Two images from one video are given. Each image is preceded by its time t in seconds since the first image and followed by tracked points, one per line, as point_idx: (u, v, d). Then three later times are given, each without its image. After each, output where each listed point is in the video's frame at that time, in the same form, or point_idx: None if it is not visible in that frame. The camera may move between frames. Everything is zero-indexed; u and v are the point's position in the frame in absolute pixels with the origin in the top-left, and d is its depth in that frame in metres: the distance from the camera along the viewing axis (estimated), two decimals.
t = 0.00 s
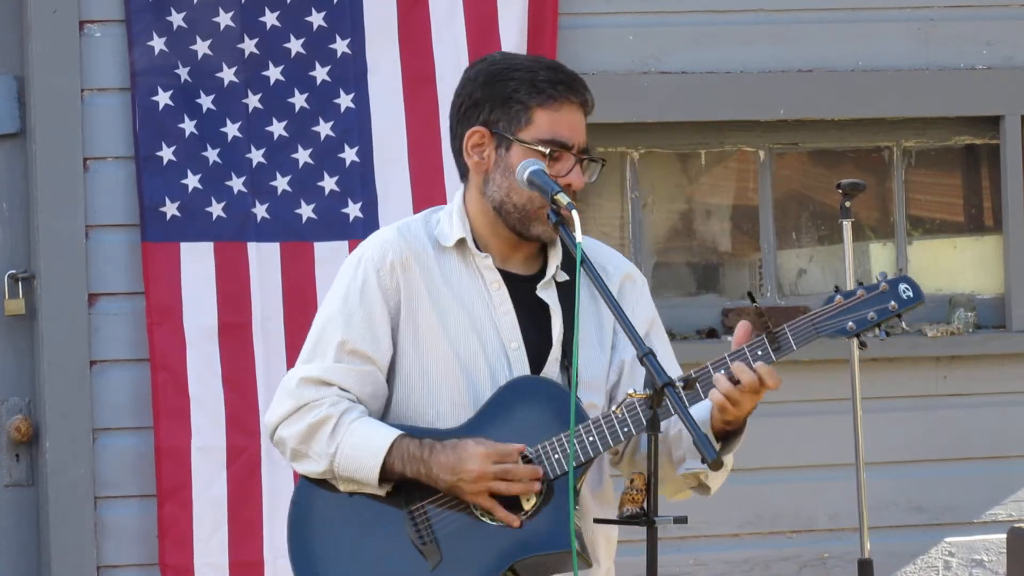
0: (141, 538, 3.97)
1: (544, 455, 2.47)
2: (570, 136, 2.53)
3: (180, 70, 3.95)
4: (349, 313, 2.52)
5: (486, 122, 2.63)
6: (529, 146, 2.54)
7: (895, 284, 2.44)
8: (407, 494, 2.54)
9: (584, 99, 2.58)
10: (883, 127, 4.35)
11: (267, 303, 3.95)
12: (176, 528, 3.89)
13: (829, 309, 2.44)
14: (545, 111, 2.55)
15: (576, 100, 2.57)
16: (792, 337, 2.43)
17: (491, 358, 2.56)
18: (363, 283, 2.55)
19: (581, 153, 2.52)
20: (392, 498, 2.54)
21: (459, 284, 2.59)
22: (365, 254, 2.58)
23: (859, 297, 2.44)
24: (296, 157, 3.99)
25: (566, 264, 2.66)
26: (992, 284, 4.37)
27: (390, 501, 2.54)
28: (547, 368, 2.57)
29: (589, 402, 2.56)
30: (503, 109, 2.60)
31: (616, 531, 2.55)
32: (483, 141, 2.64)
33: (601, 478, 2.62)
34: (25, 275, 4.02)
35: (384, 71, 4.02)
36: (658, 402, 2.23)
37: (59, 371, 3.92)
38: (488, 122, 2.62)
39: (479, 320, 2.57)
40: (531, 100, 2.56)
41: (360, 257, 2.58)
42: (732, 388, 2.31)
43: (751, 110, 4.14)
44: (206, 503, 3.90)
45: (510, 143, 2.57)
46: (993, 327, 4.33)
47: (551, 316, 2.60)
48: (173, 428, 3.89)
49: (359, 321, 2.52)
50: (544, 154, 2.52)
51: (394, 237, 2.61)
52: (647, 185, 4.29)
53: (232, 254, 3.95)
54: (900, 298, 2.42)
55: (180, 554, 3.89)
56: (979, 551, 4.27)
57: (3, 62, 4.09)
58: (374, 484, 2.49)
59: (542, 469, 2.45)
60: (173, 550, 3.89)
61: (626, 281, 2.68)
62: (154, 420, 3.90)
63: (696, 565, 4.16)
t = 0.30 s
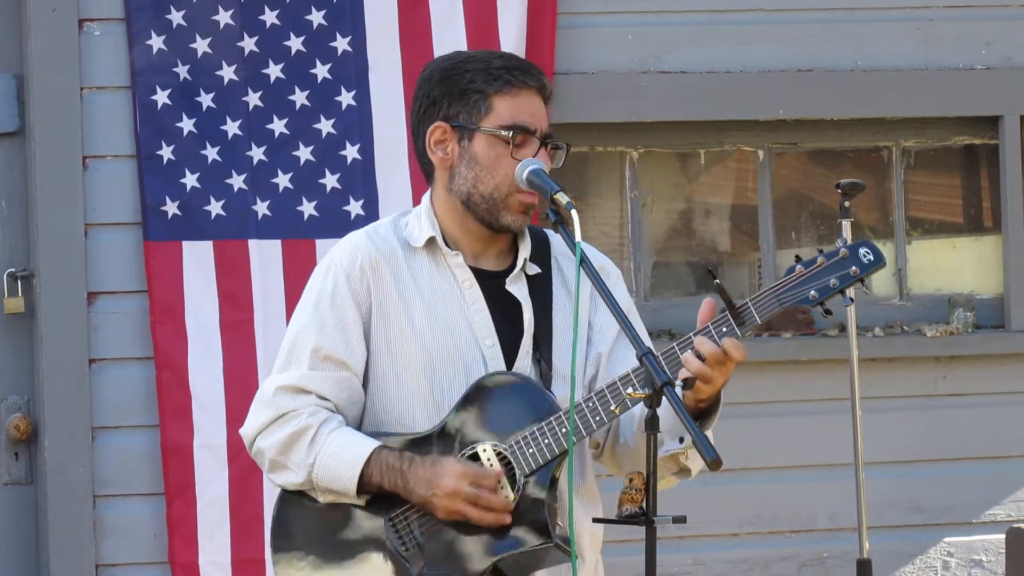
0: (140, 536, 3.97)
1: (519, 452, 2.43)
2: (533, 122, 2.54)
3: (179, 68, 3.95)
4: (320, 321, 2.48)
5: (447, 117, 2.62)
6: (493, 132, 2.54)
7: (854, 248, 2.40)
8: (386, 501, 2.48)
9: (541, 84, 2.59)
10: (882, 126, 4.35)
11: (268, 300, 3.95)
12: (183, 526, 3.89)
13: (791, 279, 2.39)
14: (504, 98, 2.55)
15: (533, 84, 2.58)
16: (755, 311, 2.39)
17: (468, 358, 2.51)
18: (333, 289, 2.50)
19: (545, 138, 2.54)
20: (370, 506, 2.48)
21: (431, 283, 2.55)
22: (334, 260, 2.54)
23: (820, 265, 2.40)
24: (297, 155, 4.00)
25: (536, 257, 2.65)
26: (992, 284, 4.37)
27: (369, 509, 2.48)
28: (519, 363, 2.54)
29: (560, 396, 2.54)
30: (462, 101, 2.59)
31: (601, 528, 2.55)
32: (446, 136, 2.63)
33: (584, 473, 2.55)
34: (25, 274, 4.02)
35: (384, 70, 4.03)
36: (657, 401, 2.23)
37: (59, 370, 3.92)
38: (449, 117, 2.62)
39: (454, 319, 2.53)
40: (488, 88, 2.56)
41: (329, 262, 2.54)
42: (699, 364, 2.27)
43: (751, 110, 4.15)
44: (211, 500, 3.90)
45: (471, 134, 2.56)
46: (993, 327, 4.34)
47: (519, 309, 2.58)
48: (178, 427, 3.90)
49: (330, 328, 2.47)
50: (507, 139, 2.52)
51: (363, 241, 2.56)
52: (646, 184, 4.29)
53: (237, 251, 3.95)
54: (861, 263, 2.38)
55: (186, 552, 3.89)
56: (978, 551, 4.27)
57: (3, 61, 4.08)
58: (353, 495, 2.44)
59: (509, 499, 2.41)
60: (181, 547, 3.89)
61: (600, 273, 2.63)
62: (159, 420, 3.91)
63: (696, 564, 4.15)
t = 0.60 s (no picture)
0: (142, 536, 3.97)
1: (522, 451, 2.43)
2: (520, 110, 2.54)
3: (180, 68, 3.95)
4: (323, 327, 2.49)
5: (437, 119, 2.63)
6: (482, 126, 2.53)
7: (851, 233, 2.36)
8: (394, 509, 2.49)
9: (524, 71, 2.59)
10: (883, 125, 4.35)
11: (268, 299, 3.95)
12: (181, 526, 3.89)
13: (786, 269, 2.37)
14: (488, 90, 2.56)
15: (515, 73, 2.58)
16: (752, 299, 2.36)
17: (474, 359, 2.51)
18: (335, 295, 2.51)
19: (535, 124, 2.53)
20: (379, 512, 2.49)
21: (434, 284, 2.55)
22: (336, 266, 2.55)
23: (816, 253, 2.36)
24: (298, 154, 4.00)
25: (541, 253, 2.64)
26: (993, 283, 4.37)
27: (380, 515, 2.49)
28: (526, 362, 2.53)
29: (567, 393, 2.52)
30: (449, 100, 2.61)
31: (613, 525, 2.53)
32: (439, 139, 2.63)
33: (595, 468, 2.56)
34: (26, 274, 4.02)
35: (385, 70, 4.03)
36: (658, 400, 2.23)
37: (60, 370, 3.93)
38: (440, 119, 2.62)
39: (459, 319, 2.52)
40: (471, 83, 2.57)
41: (332, 269, 2.55)
42: (696, 357, 2.27)
43: (751, 109, 4.15)
44: (209, 501, 3.90)
45: (462, 131, 2.57)
46: (993, 326, 4.34)
47: (524, 309, 2.57)
48: (178, 426, 3.90)
49: (333, 333, 2.49)
50: (496, 129, 2.52)
51: (366, 246, 2.56)
52: (647, 183, 4.29)
53: (237, 250, 3.95)
54: (857, 249, 2.34)
55: (184, 552, 3.90)
56: (979, 550, 4.27)
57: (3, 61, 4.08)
58: (360, 503, 2.45)
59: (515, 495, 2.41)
60: (179, 548, 3.89)
61: (605, 269, 2.63)
62: (158, 419, 3.91)
63: (697, 564, 4.15)
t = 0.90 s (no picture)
0: (145, 536, 3.97)
1: (541, 451, 2.43)
2: (517, 104, 2.53)
3: (182, 69, 3.95)
4: (338, 332, 2.50)
5: (438, 124, 2.64)
6: (480, 125, 2.53)
7: (862, 229, 2.37)
8: (416, 507, 2.50)
9: (517, 65, 2.57)
10: (885, 125, 4.35)
11: (270, 300, 3.95)
12: (181, 527, 3.89)
13: (800, 266, 2.36)
14: (482, 88, 2.56)
15: (508, 67, 2.57)
16: (766, 298, 2.35)
17: (491, 359, 2.51)
18: (349, 300, 2.52)
19: (534, 117, 2.52)
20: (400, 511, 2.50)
21: (449, 284, 2.56)
22: (350, 271, 2.55)
23: (829, 249, 2.36)
24: (300, 155, 4.00)
25: (557, 250, 2.64)
26: (995, 283, 4.37)
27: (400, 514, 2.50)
28: (543, 361, 2.52)
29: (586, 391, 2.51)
30: (447, 104, 2.62)
31: (631, 526, 2.50)
32: (442, 143, 2.64)
33: (616, 462, 2.57)
34: (29, 274, 4.03)
35: (386, 71, 4.03)
36: (660, 402, 2.21)
37: (63, 370, 3.93)
38: (440, 124, 2.64)
39: (476, 318, 2.52)
40: (465, 84, 2.58)
41: (345, 273, 2.56)
42: (712, 356, 2.26)
43: (754, 109, 4.15)
44: (210, 501, 3.90)
45: (462, 131, 2.57)
46: (996, 326, 4.33)
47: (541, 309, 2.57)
48: (178, 428, 3.90)
49: (348, 337, 2.50)
50: (492, 125, 2.52)
51: (380, 249, 2.57)
52: (649, 183, 4.29)
53: (238, 252, 3.95)
54: (870, 244, 2.36)
55: (185, 552, 3.90)
56: (982, 551, 4.26)
57: (4, 61, 4.08)
58: (380, 500, 2.46)
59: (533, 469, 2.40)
60: (179, 548, 3.90)
61: (620, 264, 2.63)
62: (158, 420, 3.91)
63: (699, 564, 4.15)
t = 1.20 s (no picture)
0: (149, 537, 3.97)
1: (555, 456, 2.44)
2: (523, 106, 2.53)
3: (186, 70, 3.95)
4: (352, 335, 2.50)
5: (446, 128, 2.65)
6: (487, 129, 2.54)
7: (876, 231, 2.38)
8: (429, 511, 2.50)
9: (521, 66, 2.57)
10: (889, 126, 4.35)
11: (275, 301, 3.95)
12: (191, 526, 3.90)
13: (813, 267, 2.37)
14: (487, 92, 2.56)
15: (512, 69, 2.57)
16: (778, 298, 2.36)
17: (505, 360, 2.51)
18: (363, 303, 2.52)
19: (540, 118, 2.51)
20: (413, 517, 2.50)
21: (463, 285, 2.56)
22: (363, 273, 2.56)
23: (842, 251, 2.38)
24: (304, 156, 4.00)
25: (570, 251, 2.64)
26: (999, 283, 4.37)
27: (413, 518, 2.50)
28: (557, 363, 2.52)
29: (600, 392, 2.51)
30: (453, 108, 2.62)
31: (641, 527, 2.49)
32: (451, 147, 2.65)
33: (628, 459, 2.58)
34: (32, 275, 4.02)
35: (390, 72, 4.03)
36: (663, 402, 2.23)
37: (66, 371, 3.93)
38: (448, 128, 2.64)
39: (489, 319, 2.53)
40: (471, 89, 2.59)
41: (359, 276, 2.56)
42: (725, 360, 2.26)
43: (758, 109, 4.15)
44: (218, 501, 3.91)
45: (471, 136, 2.57)
46: (999, 326, 4.34)
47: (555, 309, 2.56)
48: (184, 427, 3.90)
49: (362, 339, 2.50)
50: (499, 130, 2.52)
51: (392, 251, 2.57)
52: (653, 184, 4.29)
53: (241, 254, 3.95)
54: (884, 246, 2.37)
55: (194, 552, 3.90)
56: (985, 551, 4.26)
57: (8, 63, 4.08)
58: (392, 507, 2.46)
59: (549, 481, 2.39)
60: (189, 548, 3.90)
61: (633, 262, 2.64)
62: (166, 420, 3.91)
63: (702, 565, 4.15)
